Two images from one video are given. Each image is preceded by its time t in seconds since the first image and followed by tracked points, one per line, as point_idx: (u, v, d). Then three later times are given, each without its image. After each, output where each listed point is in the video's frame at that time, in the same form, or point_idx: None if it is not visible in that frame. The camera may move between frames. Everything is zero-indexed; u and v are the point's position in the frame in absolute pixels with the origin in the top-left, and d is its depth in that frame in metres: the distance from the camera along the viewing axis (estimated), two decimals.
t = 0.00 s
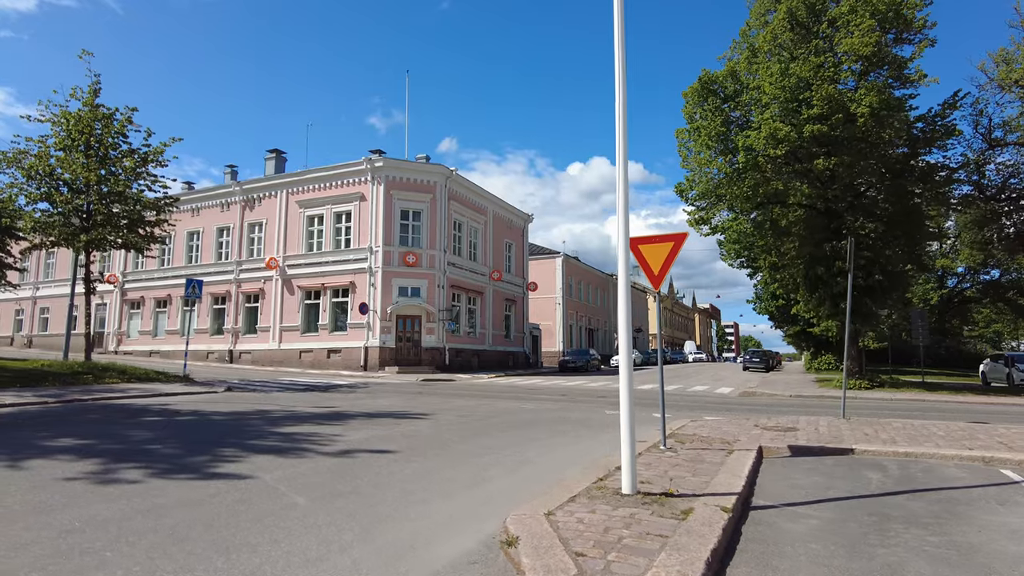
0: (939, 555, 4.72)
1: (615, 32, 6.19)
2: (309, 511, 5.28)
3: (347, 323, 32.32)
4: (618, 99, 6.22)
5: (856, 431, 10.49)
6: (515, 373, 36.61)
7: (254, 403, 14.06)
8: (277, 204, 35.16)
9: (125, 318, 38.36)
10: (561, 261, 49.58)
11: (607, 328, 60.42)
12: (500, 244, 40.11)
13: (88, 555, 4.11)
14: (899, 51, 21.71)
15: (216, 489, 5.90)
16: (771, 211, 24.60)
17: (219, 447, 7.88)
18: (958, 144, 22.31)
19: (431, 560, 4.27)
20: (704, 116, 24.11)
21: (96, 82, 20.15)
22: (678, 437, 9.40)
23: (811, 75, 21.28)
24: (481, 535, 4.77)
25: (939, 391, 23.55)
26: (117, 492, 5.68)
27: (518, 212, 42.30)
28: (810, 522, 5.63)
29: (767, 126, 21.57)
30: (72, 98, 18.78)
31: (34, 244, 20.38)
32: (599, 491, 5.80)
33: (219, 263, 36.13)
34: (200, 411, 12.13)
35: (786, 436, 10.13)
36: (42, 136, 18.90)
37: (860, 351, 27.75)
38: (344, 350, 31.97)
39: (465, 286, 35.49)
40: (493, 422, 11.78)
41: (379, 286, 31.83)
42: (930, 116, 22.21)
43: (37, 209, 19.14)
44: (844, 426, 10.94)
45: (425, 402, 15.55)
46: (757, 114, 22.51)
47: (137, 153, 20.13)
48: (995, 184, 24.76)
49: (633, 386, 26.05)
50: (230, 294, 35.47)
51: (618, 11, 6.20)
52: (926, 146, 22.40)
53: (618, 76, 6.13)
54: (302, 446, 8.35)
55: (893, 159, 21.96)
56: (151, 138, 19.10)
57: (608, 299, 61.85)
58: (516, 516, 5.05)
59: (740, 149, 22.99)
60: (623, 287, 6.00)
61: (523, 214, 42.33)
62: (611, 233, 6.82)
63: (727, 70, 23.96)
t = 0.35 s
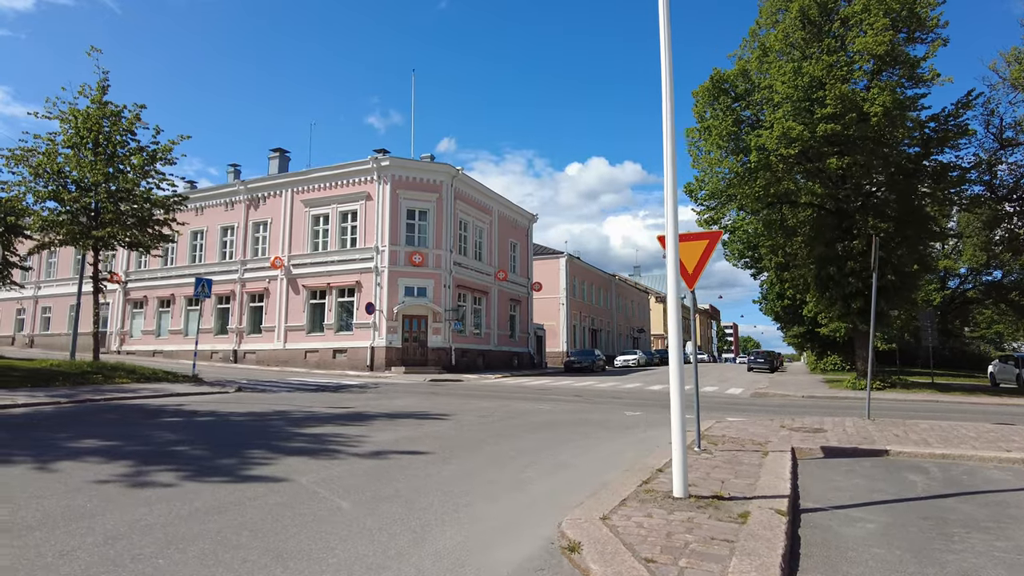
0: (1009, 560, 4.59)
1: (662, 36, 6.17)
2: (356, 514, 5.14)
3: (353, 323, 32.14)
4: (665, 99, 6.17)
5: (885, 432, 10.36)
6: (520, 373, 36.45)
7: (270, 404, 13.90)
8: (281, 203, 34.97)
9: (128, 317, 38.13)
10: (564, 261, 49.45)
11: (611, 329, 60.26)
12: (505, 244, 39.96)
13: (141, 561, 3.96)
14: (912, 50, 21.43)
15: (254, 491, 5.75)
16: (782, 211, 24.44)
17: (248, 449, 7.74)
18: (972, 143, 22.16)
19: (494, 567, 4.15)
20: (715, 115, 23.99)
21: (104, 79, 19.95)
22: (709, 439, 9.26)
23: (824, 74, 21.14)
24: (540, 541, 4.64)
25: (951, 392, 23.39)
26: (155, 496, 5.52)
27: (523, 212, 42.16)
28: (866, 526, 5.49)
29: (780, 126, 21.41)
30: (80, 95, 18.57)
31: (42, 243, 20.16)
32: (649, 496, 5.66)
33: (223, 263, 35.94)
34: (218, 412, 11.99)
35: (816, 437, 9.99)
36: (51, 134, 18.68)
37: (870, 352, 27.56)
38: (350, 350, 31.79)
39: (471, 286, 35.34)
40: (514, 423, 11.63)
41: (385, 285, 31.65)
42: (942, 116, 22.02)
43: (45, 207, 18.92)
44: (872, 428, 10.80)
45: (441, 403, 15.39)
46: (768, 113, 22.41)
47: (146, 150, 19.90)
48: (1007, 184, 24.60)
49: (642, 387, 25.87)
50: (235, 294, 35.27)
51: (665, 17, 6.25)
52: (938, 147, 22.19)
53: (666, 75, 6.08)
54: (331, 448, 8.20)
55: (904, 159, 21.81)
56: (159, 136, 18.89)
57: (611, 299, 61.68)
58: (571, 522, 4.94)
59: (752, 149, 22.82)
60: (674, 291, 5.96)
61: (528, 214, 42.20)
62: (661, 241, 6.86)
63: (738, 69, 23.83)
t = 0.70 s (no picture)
0: None
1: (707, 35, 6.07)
2: (403, 523, 5.00)
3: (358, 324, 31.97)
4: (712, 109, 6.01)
5: (912, 435, 10.25)
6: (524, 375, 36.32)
7: (282, 407, 13.75)
8: (285, 203, 34.78)
9: (129, 318, 37.89)
10: (567, 263, 49.32)
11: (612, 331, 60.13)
12: (509, 245, 39.83)
13: None
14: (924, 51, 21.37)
15: (292, 499, 5.59)
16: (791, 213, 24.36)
17: (275, 454, 7.58)
18: (982, 145, 22.10)
19: None
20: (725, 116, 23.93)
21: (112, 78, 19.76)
22: (737, 443, 9.14)
23: (837, 75, 21.08)
24: (598, 550, 4.51)
25: (961, 394, 23.30)
26: (192, 504, 5.36)
27: (526, 213, 42.07)
28: (919, 534, 5.38)
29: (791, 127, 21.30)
30: (87, 94, 18.36)
31: (48, 243, 19.96)
32: (699, 504, 5.52)
33: (225, 264, 35.72)
34: (232, 415, 11.82)
35: (843, 441, 9.87)
36: (58, 133, 18.47)
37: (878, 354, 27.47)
38: (354, 352, 31.62)
39: (476, 287, 35.21)
40: (534, 427, 11.48)
41: (390, 287, 31.51)
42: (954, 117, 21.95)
43: (51, 207, 18.71)
44: (898, 431, 10.68)
45: (454, 406, 15.25)
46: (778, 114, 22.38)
47: (153, 150, 19.68)
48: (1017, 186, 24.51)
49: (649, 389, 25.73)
50: (238, 294, 35.07)
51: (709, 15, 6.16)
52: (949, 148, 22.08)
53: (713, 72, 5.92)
54: (358, 453, 8.05)
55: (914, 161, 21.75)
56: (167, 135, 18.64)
57: (613, 300, 61.59)
58: (627, 531, 4.82)
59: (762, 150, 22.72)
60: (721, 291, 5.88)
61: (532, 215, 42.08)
62: (707, 238, 6.83)
63: (748, 70, 23.79)
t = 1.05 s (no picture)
0: None
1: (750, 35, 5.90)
2: (452, 534, 4.86)
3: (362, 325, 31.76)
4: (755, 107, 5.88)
5: (939, 438, 10.12)
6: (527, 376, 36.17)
7: (294, 409, 13.55)
8: (287, 203, 34.53)
9: (129, 319, 37.58)
10: (569, 263, 49.17)
11: (613, 331, 60.00)
12: (512, 245, 39.66)
13: None
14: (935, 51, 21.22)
15: (330, 507, 5.42)
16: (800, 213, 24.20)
17: (300, 461, 7.38)
18: (993, 145, 21.99)
19: None
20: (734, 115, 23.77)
21: (118, 76, 19.55)
22: (767, 447, 8.99)
23: (848, 75, 20.94)
24: (658, 563, 4.36)
25: (970, 395, 23.17)
26: (227, 513, 5.18)
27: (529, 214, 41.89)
28: (977, 542, 5.23)
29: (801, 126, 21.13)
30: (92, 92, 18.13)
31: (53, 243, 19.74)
32: (749, 512, 5.37)
33: (227, 264, 35.44)
34: (245, 418, 11.62)
35: (871, 444, 9.74)
36: (62, 131, 18.26)
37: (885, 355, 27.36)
38: (358, 352, 31.40)
39: (479, 288, 35.04)
40: (554, 430, 11.31)
41: (394, 287, 31.32)
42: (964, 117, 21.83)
43: (55, 206, 18.47)
44: (923, 433, 10.56)
45: (467, 408, 15.08)
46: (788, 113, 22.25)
47: (159, 149, 19.41)
48: None
49: (656, 391, 25.56)
50: (239, 295, 34.81)
51: (754, 14, 5.96)
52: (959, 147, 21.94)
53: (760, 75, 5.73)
54: (383, 457, 7.88)
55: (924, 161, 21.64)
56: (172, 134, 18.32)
57: (614, 301, 61.47)
58: (684, 541, 4.68)
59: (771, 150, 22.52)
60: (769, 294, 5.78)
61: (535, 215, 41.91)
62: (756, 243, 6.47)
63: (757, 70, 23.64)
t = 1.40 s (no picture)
0: None
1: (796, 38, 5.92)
2: (504, 541, 4.74)
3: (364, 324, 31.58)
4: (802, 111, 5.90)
5: (964, 439, 10.06)
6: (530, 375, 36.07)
7: (306, 411, 13.40)
8: (288, 202, 34.29)
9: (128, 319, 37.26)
10: (569, 262, 49.06)
11: (613, 331, 59.94)
12: (513, 245, 39.52)
13: None
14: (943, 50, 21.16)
15: (372, 512, 5.29)
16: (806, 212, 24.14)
17: (328, 464, 7.23)
18: (1000, 144, 21.96)
19: None
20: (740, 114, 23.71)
21: (122, 73, 19.31)
22: (795, 449, 8.89)
23: (857, 74, 20.87)
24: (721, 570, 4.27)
25: (976, 395, 23.15)
26: (269, 519, 5.05)
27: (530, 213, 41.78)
28: None
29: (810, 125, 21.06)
30: (96, 89, 17.87)
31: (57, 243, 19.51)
32: (801, 517, 5.27)
33: (227, 263, 35.16)
34: (260, 421, 11.46)
35: (897, 445, 9.67)
36: (66, 128, 18.00)
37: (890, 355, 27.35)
38: (360, 352, 31.22)
39: (481, 287, 34.91)
40: (573, 431, 11.19)
41: (396, 286, 31.16)
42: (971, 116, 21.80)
43: (59, 205, 18.22)
44: (946, 434, 10.50)
45: (480, 409, 14.96)
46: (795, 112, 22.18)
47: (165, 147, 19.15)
48: None
49: (662, 391, 25.49)
50: (240, 294, 34.55)
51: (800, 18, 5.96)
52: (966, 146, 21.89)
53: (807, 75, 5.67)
54: (411, 460, 7.75)
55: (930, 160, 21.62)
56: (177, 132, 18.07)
57: (613, 300, 61.40)
58: (742, 547, 4.59)
59: (779, 149, 22.41)
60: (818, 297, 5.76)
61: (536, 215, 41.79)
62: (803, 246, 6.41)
63: (764, 69, 23.59)
